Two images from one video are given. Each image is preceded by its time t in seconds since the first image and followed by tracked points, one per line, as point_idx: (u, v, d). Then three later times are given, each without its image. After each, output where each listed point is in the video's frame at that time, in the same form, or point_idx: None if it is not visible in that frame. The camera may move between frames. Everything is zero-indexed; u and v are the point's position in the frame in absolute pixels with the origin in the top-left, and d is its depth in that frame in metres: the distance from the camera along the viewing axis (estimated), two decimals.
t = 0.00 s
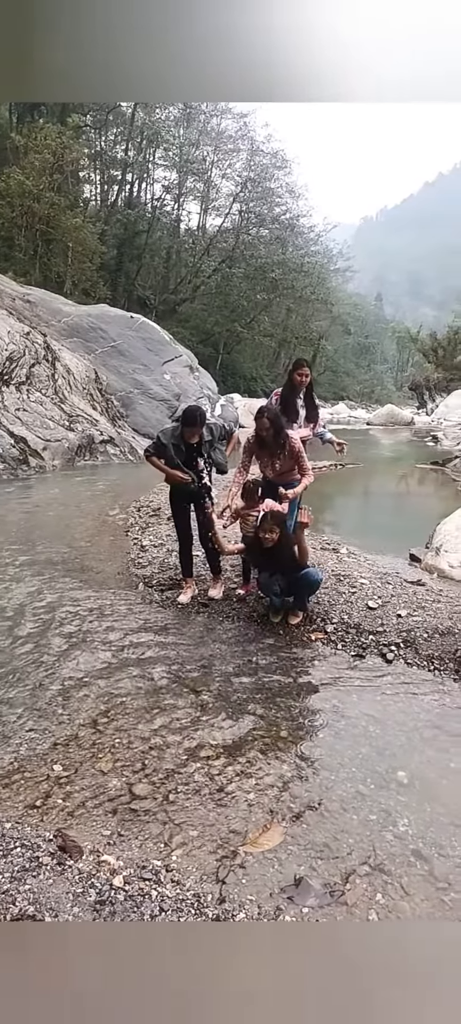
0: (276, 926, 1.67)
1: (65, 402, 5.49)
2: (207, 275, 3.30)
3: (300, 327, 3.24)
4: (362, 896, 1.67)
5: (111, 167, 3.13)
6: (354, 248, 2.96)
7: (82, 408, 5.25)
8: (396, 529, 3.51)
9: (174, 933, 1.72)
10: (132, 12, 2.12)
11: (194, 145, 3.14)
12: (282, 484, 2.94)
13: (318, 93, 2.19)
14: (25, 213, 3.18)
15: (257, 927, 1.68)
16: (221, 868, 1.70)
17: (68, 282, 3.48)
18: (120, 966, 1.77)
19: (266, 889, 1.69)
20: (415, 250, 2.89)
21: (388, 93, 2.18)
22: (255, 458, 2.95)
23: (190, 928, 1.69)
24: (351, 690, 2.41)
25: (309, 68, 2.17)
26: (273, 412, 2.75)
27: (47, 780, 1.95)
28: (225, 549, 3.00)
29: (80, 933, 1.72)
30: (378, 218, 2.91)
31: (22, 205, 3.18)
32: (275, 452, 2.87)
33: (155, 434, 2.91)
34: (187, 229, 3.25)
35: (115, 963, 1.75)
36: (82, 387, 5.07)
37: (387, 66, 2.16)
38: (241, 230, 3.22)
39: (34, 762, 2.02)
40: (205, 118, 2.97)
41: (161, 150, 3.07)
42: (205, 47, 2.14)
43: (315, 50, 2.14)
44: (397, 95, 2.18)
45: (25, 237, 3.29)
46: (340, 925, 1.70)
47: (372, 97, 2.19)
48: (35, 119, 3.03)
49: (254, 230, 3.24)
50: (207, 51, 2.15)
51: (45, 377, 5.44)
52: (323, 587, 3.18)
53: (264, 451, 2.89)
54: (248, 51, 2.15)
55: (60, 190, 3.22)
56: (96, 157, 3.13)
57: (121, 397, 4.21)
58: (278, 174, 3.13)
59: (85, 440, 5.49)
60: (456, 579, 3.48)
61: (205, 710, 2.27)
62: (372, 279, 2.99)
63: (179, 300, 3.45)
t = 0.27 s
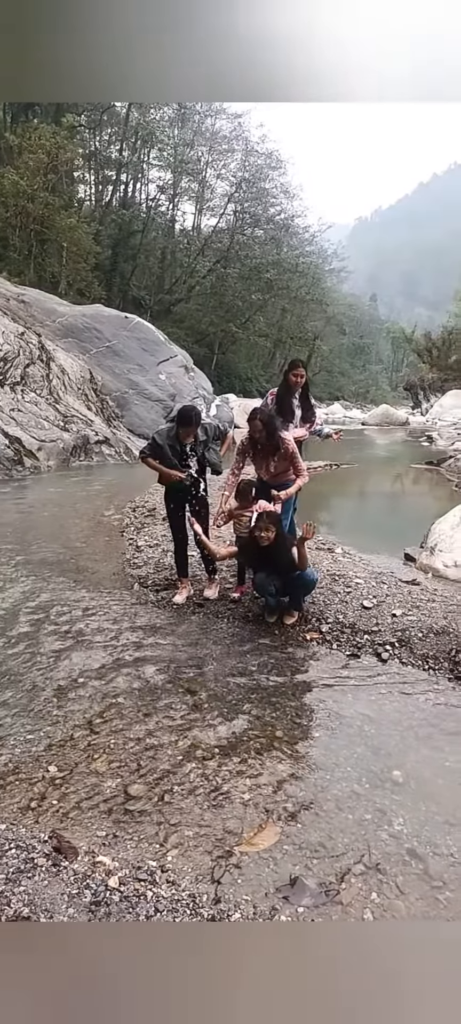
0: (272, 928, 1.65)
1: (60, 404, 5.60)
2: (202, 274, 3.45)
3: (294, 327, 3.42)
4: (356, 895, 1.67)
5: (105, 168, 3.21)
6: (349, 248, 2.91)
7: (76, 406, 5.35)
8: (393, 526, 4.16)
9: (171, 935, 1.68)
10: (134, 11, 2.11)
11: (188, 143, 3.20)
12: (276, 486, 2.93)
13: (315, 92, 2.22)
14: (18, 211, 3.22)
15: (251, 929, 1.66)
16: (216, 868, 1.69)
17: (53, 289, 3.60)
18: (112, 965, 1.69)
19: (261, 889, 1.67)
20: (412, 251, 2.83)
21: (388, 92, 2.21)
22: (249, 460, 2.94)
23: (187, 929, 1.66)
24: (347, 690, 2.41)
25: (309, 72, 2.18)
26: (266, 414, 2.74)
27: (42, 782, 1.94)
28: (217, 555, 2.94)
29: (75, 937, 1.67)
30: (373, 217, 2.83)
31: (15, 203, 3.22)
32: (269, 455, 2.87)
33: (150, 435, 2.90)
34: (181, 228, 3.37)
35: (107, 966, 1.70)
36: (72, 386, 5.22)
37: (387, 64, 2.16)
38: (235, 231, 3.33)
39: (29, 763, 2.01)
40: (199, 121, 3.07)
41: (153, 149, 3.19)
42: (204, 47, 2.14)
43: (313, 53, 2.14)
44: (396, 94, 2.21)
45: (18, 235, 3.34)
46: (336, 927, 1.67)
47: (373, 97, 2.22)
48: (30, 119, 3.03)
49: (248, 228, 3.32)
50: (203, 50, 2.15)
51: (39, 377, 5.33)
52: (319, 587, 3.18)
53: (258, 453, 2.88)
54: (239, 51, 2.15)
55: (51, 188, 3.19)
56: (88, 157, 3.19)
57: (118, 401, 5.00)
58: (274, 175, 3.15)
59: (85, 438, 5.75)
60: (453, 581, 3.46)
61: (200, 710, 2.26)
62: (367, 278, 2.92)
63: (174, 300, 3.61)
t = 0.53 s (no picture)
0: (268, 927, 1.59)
1: (55, 404, 5.71)
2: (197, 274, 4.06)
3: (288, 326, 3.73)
4: (353, 894, 1.63)
5: (101, 168, 3.66)
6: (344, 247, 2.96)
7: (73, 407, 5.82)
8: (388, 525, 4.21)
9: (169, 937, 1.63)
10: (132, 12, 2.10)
11: (183, 145, 3.45)
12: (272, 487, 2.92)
13: (311, 92, 2.23)
14: (13, 208, 3.89)
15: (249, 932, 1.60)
16: (213, 868, 1.67)
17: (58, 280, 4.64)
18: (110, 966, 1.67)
19: (258, 888, 1.63)
20: (410, 249, 2.78)
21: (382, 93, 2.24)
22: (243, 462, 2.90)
23: (183, 930, 1.60)
24: (343, 690, 2.41)
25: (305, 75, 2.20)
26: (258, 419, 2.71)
27: (38, 783, 1.94)
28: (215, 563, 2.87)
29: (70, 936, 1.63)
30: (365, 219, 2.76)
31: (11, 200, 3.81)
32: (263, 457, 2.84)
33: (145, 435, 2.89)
34: (177, 230, 3.92)
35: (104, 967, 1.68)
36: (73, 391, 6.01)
37: (382, 64, 2.18)
38: (230, 231, 3.74)
39: (25, 764, 2.01)
40: (195, 118, 3.14)
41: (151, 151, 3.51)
42: (202, 49, 2.15)
43: (309, 51, 2.14)
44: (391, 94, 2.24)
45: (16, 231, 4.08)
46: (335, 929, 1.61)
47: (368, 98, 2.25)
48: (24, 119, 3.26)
49: (244, 230, 3.71)
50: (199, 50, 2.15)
51: (34, 379, 5.70)
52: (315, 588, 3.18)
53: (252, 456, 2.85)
54: (237, 51, 2.15)
55: (51, 191, 3.86)
56: (84, 158, 3.69)
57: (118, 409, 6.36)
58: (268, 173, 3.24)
59: (80, 438, 5.67)
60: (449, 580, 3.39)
61: (196, 711, 2.27)
62: (362, 278, 2.98)
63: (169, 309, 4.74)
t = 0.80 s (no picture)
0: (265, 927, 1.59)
1: (51, 405, 5.74)
2: (192, 275, 4.08)
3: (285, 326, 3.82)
4: (350, 892, 1.63)
5: (96, 168, 3.55)
6: (339, 248, 2.94)
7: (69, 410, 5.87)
8: (384, 525, 4.21)
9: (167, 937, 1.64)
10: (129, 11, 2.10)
11: (177, 146, 3.45)
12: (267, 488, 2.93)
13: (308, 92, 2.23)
14: (9, 213, 3.53)
15: (245, 929, 1.61)
16: (210, 868, 1.67)
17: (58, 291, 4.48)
18: (107, 966, 1.68)
19: (254, 889, 1.64)
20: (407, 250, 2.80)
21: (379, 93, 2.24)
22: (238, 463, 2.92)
23: (180, 930, 1.62)
24: (339, 690, 2.41)
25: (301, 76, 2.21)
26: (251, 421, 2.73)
27: (35, 785, 1.93)
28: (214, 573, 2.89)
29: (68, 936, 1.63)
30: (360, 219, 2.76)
31: (6, 205, 3.47)
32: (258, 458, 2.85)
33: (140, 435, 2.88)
34: (172, 231, 3.93)
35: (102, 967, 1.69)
36: (69, 392, 6.00)
37: (379, 64, 2.19)
38: (224, 232, 3.78)
39: (21, 767, 2.00)
40: (189, 119, 3.16)
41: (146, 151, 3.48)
42: (201, 49, 2.15)
43: (306, 52, 2.14)
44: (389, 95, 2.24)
45: (10, 238, 3.74)
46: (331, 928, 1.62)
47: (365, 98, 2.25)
48: (18, 121, 3.08)
49: (239, 232, 3.76)
50: (195, 50, 2.15)
51: (29, 381, 5.69)
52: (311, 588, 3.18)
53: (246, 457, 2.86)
54: (234, 51, 2.15)
55: (46, 192, 3.60)
56: (79, 159, 3.52)
57: (114, 410, 6.38)
58: (263, 174, 3.33)
59: (75, 439, 5.69)
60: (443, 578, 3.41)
61: (192, 711, 2.26)
62: (357, 279, 2.94)
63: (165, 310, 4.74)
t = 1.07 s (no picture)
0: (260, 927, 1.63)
1: (46, 406, 5.65)
2: (187, 276, 3.84)
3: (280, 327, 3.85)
4: (345, 892, 1.65)
5: (91, 169, 3.47)
6: (334, 249, 2.92)
7: (63, 410, 5.52)
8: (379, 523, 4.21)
9: (162, 937, 1.67)
10: (125, 13, 2.10)
11: (172, 146, 3.43)
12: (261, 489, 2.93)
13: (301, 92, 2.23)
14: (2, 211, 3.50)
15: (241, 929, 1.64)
16: (205, 868, 1.68)
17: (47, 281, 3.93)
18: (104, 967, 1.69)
19: (250, 889, 1.66)
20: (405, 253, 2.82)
21: (373, 93, 2.24)
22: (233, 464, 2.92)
23: (176, 929, 1.65)
24: (335, 689, 2.42)
25: (295, 75, 2.21)
26: (244, 422, 2.72)
27: (30, 787, 1.93)
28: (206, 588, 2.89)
29: (64, 937, 1.67)
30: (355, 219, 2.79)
31: None
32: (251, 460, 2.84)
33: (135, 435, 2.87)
34: (167, 230, 3.69)
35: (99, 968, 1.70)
36: (63, 392, 5.37)
37: (372, 64, 2.18)
38: (219, 232, 3.70)
39: (15, 768, 2.00)
40: (184, 119, 3.31)
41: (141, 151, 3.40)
42: (198, 50, 2.15)
43: (299, 53, 2.15)
44: (383, 94, 2.24)
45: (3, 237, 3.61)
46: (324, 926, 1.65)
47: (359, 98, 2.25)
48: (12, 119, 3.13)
49: (234, 232, 3.71)
50: (191, 49, 2.15)
51: (24, 381, 5.38)
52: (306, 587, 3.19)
53: (240, 459, 2.84)
54: (229, 51, 2.14)
55: (40, 192, 3.55)
56: (73, 159, 3.46)
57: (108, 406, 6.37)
58: (258, 173, 3.43)
59: (71, 439, 5.78)
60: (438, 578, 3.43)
61: (188, 712, 2.26)
62: (352, 280, 2.91)
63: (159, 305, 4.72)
